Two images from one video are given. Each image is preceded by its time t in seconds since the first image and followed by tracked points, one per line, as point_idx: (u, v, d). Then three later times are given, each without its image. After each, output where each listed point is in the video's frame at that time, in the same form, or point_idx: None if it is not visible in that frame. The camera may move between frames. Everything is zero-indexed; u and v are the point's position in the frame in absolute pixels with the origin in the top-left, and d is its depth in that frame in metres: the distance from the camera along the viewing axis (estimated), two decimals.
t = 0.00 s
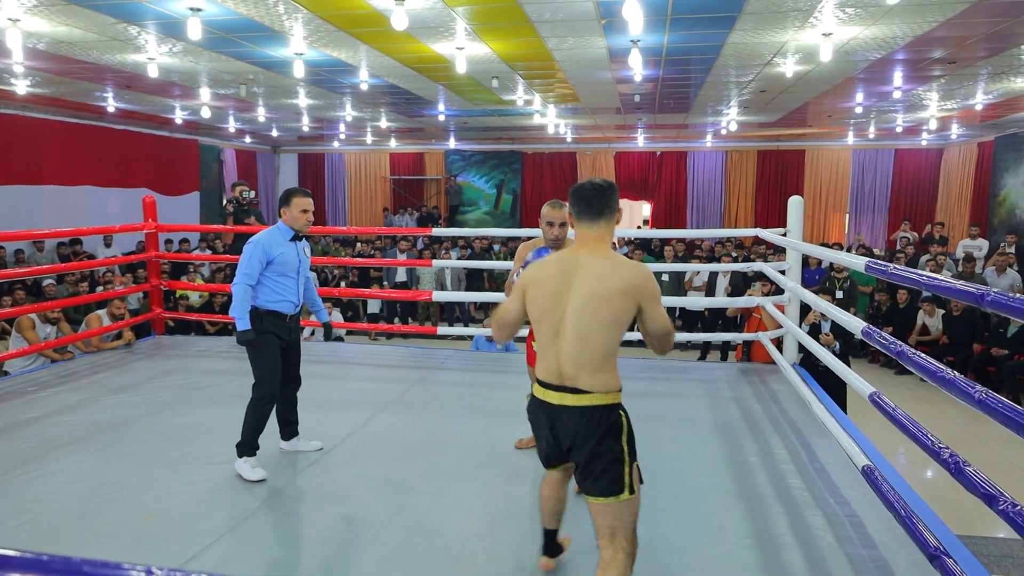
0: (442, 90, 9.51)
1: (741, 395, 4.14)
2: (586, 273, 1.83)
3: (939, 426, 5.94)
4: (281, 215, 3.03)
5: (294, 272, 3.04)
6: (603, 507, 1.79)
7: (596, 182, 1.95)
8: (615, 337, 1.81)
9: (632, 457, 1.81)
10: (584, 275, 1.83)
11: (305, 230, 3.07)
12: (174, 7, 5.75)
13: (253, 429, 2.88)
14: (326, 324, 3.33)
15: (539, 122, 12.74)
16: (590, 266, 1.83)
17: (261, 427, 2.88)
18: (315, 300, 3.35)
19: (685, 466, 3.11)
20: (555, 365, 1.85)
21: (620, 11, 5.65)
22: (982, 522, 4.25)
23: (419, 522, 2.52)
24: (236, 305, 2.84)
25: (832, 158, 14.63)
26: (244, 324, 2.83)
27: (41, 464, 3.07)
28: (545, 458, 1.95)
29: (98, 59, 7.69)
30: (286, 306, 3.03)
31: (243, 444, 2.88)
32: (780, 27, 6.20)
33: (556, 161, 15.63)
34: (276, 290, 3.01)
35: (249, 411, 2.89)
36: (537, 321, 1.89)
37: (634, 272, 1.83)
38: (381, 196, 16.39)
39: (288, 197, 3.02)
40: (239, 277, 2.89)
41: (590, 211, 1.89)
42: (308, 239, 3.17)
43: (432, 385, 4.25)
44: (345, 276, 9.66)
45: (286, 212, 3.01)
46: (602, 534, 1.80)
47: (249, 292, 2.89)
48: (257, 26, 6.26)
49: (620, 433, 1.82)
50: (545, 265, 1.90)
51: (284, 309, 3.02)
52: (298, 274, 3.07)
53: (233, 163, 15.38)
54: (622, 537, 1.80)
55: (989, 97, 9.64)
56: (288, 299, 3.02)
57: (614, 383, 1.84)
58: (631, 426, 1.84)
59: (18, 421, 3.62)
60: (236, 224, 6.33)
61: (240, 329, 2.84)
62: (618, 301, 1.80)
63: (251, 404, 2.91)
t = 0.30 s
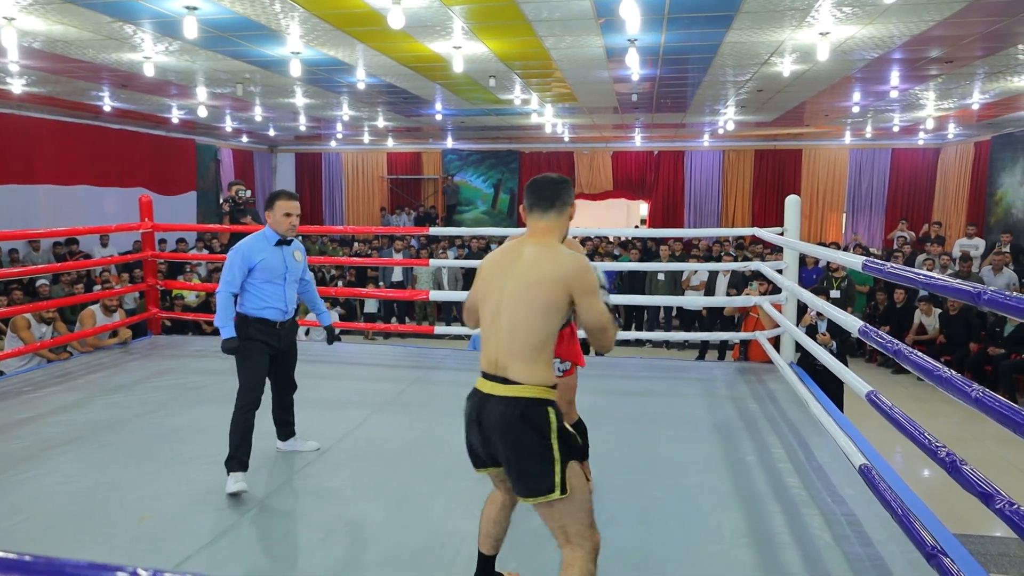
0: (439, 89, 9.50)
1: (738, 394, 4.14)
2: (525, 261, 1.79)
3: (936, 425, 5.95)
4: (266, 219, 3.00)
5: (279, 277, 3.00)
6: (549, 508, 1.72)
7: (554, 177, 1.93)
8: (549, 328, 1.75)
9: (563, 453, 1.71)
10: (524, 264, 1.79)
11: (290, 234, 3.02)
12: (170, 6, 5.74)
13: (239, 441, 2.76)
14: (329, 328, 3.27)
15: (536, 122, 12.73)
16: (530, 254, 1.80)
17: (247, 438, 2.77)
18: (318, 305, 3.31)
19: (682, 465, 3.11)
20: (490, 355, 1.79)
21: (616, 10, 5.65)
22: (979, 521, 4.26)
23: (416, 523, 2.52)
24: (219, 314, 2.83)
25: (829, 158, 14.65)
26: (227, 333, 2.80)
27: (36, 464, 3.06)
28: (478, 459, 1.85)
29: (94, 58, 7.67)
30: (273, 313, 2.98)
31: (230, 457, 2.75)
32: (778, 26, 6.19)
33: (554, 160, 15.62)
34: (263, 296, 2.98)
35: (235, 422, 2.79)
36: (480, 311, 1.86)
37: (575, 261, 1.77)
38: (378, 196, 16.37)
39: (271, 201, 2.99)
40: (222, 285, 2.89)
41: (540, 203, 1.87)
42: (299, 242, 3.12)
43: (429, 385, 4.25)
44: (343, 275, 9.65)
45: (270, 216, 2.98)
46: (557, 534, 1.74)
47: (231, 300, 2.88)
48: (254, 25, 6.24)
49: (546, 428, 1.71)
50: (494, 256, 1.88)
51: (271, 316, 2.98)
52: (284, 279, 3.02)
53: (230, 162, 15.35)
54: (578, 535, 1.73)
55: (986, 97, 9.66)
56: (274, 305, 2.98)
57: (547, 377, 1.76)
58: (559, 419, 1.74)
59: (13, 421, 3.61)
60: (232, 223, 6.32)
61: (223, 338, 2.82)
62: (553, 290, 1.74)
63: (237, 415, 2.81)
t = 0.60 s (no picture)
0: (438, 88, 9.49)
1: (736, 394, 4.14)
2: (480, 293, 1.67)
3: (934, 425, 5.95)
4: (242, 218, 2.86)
5: (258, 280, 2.90)
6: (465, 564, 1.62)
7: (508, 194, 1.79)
8: (508, 368, 1.64)
9: (506, 513, 1.63)
10: (478, 295, 1.67)
11: (269, 235, 2.91)
12: (168, 5, 5.72)
13: (231, 452, 2.66)
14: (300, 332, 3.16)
15: (535, 121, 12.71)
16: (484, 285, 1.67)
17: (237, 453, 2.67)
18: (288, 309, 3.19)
19: (680, 465, 3.11)
20: (444, 396, 1.69)
21: (616, 9, 5.64)
22: (976, 520, 4.26)
23: (413, 523, 2.51)
24: (199, 319, 2.66)
25: (827, 158, 14.66)
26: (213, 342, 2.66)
27: (33, 464, 3.05)
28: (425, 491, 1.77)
29: (91, 57, 7.64)
30: (252, 318, 2.87)
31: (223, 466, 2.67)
32: (776, 26, 6.19)
33: (552, 160, 15.62)
34: (240, 299, 2.86)
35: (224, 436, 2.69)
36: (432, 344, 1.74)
37: (533, 294, 1.66)
38: (377, 195, 16.36)
39: (248, 198, 2.86)
40: (198, 289, 2.72)
41: (495, 225, 1.73)
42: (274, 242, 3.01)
43: (427, 384, 4.24)
44: (341, 275, 9.64)
45: (247, 214, 2.85)
46: None
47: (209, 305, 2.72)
48: (252, 24, 6.22)
49: (496, 483, 1.64)
50: (444, 282, 1.74)
51: (249, 320, 2.87)
52: (261, 281, 2.92)
53: (228, 161, 15.33)
54: None
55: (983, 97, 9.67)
56: (253, 308, 2.88)
57: (505, 421, 1.67)
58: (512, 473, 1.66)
59: (10, 421, 3.59)
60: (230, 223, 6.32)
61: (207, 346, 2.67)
62: (511, 326, 1.63)
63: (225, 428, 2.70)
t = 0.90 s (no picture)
0: (439, 87, 9.48)
1: (737, 393, 4.14)
2: (440, 296, 1.60)
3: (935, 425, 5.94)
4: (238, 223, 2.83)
5: (249, 284, 2.83)
6: None
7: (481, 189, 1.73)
8: (465, 378, 1.55)
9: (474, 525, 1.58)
10: (438, 298, 1.59)
11: (264, 240, 2.84)
12: (168, 4, 5.72)
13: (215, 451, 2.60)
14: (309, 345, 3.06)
15: (536, 120, 12.70)
16: (444, 288, 1.60)
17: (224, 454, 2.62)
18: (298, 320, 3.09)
19: (682, 464, 3.11)
20: (399, 403, 1.61)
21: (617, 8, 5.63)
22: (976, 520, 4.26)
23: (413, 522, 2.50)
24: (183, 321, 2.64)
25: (828, 157, 14.66)
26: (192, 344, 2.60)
27: (33, 463, 3.05)
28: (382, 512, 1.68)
29: (92, 56, 7.64)
30: (238, 324, 2.78)
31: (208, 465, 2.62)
32: (777, 25, 6.18)
33: (552, 159, 15.61)
34: (229, 304, 2.79)
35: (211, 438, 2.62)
36: (390, 347, 1.67)
37: (496, 297, 1.57)
38: (377, 194, 16.35)
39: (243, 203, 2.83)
40: (185, 290, 2.70)
41: (466, 223, 1.67)
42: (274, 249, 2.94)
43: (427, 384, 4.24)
44: (341, 274, 9.63)
45: (242, 218, 2.81)
46: None
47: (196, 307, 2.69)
48: (253, 23, 6.22)
49: (456, 497, 1.56)
50: (406, 284, 1.68)
51: (236, 326, 2.78)
52: (254, 287, 2.84)
53: (229, 161, 15.33)
54: None
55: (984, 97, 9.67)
56: (242, 314, 2.79)
57: (460, 434, 1.58)
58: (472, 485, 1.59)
59: (10, 420, 3.59)
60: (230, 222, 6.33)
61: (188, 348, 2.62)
62: (468, 332, 1.55)
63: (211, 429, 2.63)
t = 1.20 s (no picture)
0: (441, 87, 9.47)
1: (741, 393, 4.13)
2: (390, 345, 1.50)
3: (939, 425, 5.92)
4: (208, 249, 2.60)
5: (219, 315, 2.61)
6: None
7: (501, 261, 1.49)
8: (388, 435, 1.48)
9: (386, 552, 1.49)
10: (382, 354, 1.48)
11: (237, 270, 2.62)
12: (172, 3, 5.73)
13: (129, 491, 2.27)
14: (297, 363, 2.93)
15: (538, 120, 12.69)
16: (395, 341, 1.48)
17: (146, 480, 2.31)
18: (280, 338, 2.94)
19: (686, 464, 3.10)
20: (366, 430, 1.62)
21: (620, 7, 5.63)
22: (981, 520, 4.24)
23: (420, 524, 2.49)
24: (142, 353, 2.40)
25: (830, 156, 14.64)
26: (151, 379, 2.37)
27: (34, 463, 3.04)
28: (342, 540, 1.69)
29: (95, 55, 7.65)
30: (204, 356, 2.58)
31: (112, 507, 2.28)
32: (780, 24, 6.17)
33: (554, 159, 15.60)
34: (197, 336, 2.58)
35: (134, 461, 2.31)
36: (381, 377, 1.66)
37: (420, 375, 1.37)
38: (379, 194, 16.36)
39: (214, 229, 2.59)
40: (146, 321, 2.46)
41: (458, 286, 1.47)
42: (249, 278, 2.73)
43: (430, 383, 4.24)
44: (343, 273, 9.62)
45: (213, 246, 2.59)
46: None
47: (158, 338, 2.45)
48: (256, 22, 6.22)
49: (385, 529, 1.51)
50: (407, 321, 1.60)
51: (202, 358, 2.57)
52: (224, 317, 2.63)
53: (231, 160, 15.34)
54: None
55: (987, 96, 9.64)
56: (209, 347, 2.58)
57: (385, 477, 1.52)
58: (383, 519, 1.51)
59: (11, 420, 3.58)
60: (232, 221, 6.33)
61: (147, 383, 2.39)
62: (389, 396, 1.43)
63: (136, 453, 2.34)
